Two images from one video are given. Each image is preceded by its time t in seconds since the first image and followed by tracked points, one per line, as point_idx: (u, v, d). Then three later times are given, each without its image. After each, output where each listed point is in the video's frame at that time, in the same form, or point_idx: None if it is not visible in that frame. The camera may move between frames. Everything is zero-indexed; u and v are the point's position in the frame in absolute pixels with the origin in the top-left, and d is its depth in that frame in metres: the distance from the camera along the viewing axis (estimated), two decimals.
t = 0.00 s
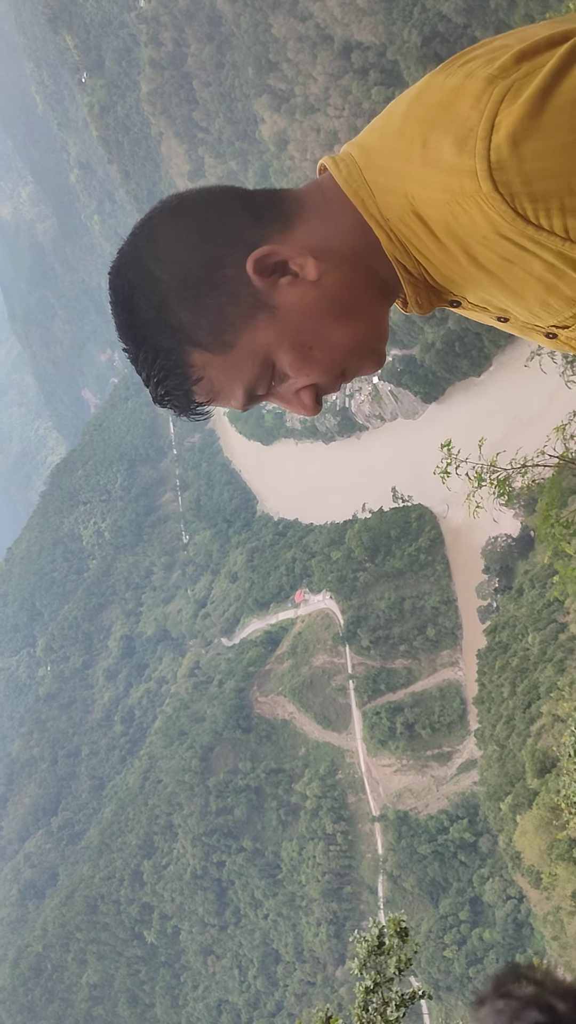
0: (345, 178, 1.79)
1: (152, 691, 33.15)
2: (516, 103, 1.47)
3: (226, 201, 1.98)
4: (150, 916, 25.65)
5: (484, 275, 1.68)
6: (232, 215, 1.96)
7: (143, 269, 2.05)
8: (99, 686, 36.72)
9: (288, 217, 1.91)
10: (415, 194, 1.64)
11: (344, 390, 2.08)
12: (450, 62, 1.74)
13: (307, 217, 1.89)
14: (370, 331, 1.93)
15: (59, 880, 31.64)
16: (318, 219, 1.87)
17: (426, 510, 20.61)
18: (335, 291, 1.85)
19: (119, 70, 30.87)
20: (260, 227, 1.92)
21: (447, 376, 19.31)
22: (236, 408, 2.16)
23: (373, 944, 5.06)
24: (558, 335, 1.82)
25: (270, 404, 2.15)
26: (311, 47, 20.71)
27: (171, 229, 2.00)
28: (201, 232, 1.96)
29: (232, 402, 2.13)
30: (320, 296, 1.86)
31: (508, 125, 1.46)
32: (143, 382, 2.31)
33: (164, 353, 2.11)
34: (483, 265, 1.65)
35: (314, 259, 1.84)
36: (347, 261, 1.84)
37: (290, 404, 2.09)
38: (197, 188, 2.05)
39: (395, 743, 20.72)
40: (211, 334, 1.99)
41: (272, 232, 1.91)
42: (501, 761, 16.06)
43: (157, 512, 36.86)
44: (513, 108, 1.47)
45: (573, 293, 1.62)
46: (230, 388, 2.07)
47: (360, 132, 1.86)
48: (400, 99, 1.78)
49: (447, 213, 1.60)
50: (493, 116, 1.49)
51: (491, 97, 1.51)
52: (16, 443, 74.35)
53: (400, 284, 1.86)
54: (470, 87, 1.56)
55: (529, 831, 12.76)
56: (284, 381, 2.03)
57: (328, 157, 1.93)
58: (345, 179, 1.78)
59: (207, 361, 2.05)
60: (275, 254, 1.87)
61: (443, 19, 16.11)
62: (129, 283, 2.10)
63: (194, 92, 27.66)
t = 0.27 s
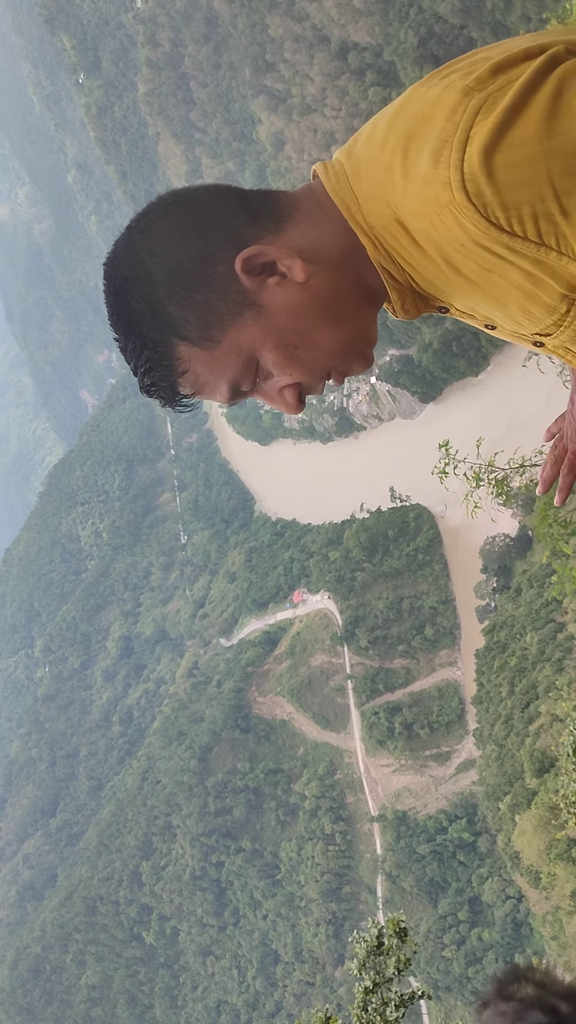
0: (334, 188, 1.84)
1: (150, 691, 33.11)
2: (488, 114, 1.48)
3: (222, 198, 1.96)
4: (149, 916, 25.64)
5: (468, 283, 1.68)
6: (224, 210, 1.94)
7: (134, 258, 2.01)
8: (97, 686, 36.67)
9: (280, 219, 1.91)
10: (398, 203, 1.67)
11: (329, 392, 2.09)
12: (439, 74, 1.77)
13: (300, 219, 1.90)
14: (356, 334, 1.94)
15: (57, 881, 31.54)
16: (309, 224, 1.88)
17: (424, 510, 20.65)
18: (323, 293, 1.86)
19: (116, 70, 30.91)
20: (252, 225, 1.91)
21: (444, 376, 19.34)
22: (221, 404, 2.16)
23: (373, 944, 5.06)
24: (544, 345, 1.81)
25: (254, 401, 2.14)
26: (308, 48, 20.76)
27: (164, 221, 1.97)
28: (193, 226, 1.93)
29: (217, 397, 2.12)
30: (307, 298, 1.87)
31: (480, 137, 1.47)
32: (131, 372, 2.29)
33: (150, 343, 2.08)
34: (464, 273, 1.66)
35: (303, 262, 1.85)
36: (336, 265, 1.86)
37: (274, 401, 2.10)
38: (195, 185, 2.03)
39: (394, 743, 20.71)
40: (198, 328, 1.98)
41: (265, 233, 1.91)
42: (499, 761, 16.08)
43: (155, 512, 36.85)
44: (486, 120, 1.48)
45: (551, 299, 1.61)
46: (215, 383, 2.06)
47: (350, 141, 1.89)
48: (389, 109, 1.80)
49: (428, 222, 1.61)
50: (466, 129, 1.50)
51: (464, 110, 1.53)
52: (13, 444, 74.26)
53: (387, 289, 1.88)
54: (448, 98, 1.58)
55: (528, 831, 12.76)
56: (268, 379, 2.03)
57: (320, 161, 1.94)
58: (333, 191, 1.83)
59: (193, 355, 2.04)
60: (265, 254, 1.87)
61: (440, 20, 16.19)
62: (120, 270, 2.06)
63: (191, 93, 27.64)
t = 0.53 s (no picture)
0: (332, 185, 1.82)
1: (149, 691, 33.09)
2: (488, 122, 1.44)
3: (225, 189, 1.95)
4: (149, 916, 25.65)
5: (461, 283, 1.67)
6: (223, 198, 1.94)
7: (132, 236, 2.04)
8: (96, 686, 36.63)
9: (277, 213, 1.91)
10: (395, 205, 1.64)
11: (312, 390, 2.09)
12: (443, 71, 1.72)
13: (297, 214, 1.89)
14: (341, 333, 1.94)
15: (56, 881, 31.49)
16: (305, 219, 1.88)
17: (422, 510, 20.68)
18: (311, 290, 1.86)
19: (114, 70, 30.91)
20: (248, 217, 1.91)
21: (443, 375, 19.35)
22: (204, 387, 2.17)
23: (372, 942, 5.07)
24: (539, 343, 1.80)
25: (237, 390, 2.15)
26: (306, 47, 20.78)
27: (164, 201, 1.99)
28: (191, 211, 1.94)
29: (200, 379, 2.14)
30: (296, 294, 1.86)
31: (481, 145, 1.42)
32: (121, 343, 2.33)
33: (141, 320, 2.12)
34: (459, 274, 1.64)
35: (295, 259, 1.84)
36: (327, 262, 1.85)
37: (256, 393, 2.11)
38: (200, 172, 2.03)
39: (393, 742, 20.65)
40: (185, 312, 1.99)
41: (261, 227, 1.91)
42: (498, 759, 16.09)
43: (154, 512, 36.83)
44: (488, 127, 1.42)
45: (547, 303, 1.60)
46: (198, 369, 2.08)
47: (351, 139, 1.85)
48: (389, 107, 1.76)
49: (423, 225, 1.59)
50: (468, 135, 1.45)
51: (465, 116, 1.48)
52: (12, 444, 74.16)
53: (383, 286, 1.86)
54: (450, 102, 1.53)
55: (526, 829, 12.79)
56: (251, 370, 2.04)
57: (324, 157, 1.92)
58: (331, 187, 1.81)
59: (179, 337, 2.06)
60: (257, 248, 1.86)
61: (438, 19, 16.24)
62: (120, 245, 2.09)
63: (189, 92, 27.61)
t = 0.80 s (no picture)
0: (330, 191, 1.82)
1: (149, 691, 33.07)
2: (484, 123, 1.42)
3: (225, 191, 1.96)
4: (149, 916, 25.65)
5: (461, 286, 1.66)
6: (223, 200, 1.94)
7: (131, 233, 2.05)
8: (96, 686, 36.60)
9: (276, 216, 1.91)
10: (394, 210, 1.63)
11: (307, 393, 2.10)
12: (439, 73, 1.71)
13: (295, 216, 1.89)
14: (336, 337, 1.94)
15: (56, 881, 31.46)
16: (303, 222, 1.88)
17: (422, 510, 20.68)
18: (307, 294, 1.86)
19: (112, 70, 30.92)
20: (246, 220, 1.92)
21: (442, 375, 19.37)
22: (198, 386, 2.19)
23: (372, 942, 5.07)
24: (540, 343, 1.80)
25: (232, 390, 2.16)
26: (305, 47, 20.81)
27: (164, 201, 1.99)
28: (190, 211, 1.95)
29: (194, 379, 2.15)
30: (293, 297, 1.86)
31: (477, 146, 1.41)
32: (117, 339, 2.35)
33: (137, 316, 2.13)
34: (458, 276, 1.63)
35: (292, 262, 1.84)
36: (324, 265, 1.85)
37: (250, 394, 2.11)
38: (201, 174, 2.04)
39: (392, 742, 20.65)
40: (182, 310, 2.00)
41: (260, 228, 1.91)
42: (497, 759, 16.10)
43: (153, 512, 36.83)
44: (482, 129, 1.42)
45: (547, 303, 1.59)
46: (193, 367, 2.09)
47: (348, 144, 1.85)
48: (388, 110, 1.75)
49: (422, 228, 1.58)
50: (464, 136, 1.44)
51: (460, 119, 1.47)
52: (11, 444, 74.08)
53: (382, 290, 1.86)
54: (445, 106, 1.52)
55: (526, 829, 12.83)
56: (245, 371, 2.05)
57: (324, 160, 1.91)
58: (329, 193, 1.81)
59: (175, 333, 2.07)
60: (255, 250, 1.86)
61: (436, 19, 16.28)
62: (118, 241, 2.09)
63: (187, 92, 27.61)
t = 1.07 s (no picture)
0: (326, 198, 1.84)
1: (148, 692, 33.02)
2: (474, 138, 1.42)
3: (226, 192, 2.00)
4: (149, 917, 25.63)
5: (458, 294, 1.66)
6: (223, 202, 1.99)
7: (131, 232, 2.06)
8: (96, 687, 36.54)
9: (273, 215, 1.94)
10: (389, 218, 1.64)
11: (306, 396, 2.08)
12: (435, 88, 1.72)
13: (292, 215, 1.93)
14: (335, 333, 1.93)
15: (56, 882, 31.41)
16: (300, 221, 1.91)
17: (421, 510, 20.66)
18: (307, 288, 1.87)
19: (112, 71, 30.97)
20: (244, 218, 1.95)
21: (441, 376, 19.38)
22: (195, 388, 2.15)
23: (372, 944, 5.06)
24: (538, 351, 1.79)
25: (229, 392, 2.14)
26: (305, 48, 20.84)
27: (164, 201, 2.03)
28: (189, 209, 1.98)
29: (191, 380, 2.12)
30: (291, 290, 1.87)
31: (467, 159, 1.40)
32: (114, 344, 2.33)
33: (135, 314, 2.11)
34: (452, 284, 1.63)
35: (292, 254, 1.86)
36: (321, 264, 1.87)
37: (249, 395, 2.08)
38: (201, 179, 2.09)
39: (392, 743, 20.65)
40: (180, 305, 1.99)
41: (260, 224, 1.94)
42: (497, 760, 16.11)
43: (153, 512, 36.85)
44: (472, 145, 1.41)
45: (541, 313, 1.58)
46: (190, 366, 2.06)
47: (345, 153, 1.87)
48: (383, 122, 1.75)
49: (415, 238, 1.59)
50: (453, 152, 1.44)
51: (451, 134, 1.47)
52: (10, 445, 74.04)
53: (379, 297, 1.86)
54: (438, 119, 1.52)
55: (526, 830, 12.83)
56: (244, 369, 2.02)
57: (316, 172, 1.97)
58: (326, 200, 1.84)
59: (172, 330, 2.05)
60: (255, 240, 1.89)
61: (436, 19, 16.32)
62: (116, 242, 2.11)
63: (187, 93, 27.62)
